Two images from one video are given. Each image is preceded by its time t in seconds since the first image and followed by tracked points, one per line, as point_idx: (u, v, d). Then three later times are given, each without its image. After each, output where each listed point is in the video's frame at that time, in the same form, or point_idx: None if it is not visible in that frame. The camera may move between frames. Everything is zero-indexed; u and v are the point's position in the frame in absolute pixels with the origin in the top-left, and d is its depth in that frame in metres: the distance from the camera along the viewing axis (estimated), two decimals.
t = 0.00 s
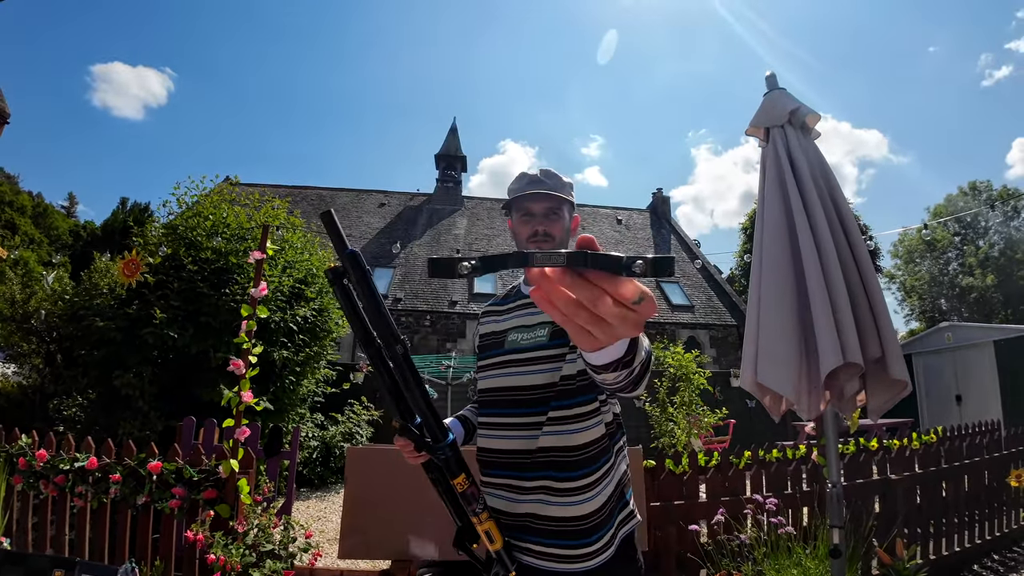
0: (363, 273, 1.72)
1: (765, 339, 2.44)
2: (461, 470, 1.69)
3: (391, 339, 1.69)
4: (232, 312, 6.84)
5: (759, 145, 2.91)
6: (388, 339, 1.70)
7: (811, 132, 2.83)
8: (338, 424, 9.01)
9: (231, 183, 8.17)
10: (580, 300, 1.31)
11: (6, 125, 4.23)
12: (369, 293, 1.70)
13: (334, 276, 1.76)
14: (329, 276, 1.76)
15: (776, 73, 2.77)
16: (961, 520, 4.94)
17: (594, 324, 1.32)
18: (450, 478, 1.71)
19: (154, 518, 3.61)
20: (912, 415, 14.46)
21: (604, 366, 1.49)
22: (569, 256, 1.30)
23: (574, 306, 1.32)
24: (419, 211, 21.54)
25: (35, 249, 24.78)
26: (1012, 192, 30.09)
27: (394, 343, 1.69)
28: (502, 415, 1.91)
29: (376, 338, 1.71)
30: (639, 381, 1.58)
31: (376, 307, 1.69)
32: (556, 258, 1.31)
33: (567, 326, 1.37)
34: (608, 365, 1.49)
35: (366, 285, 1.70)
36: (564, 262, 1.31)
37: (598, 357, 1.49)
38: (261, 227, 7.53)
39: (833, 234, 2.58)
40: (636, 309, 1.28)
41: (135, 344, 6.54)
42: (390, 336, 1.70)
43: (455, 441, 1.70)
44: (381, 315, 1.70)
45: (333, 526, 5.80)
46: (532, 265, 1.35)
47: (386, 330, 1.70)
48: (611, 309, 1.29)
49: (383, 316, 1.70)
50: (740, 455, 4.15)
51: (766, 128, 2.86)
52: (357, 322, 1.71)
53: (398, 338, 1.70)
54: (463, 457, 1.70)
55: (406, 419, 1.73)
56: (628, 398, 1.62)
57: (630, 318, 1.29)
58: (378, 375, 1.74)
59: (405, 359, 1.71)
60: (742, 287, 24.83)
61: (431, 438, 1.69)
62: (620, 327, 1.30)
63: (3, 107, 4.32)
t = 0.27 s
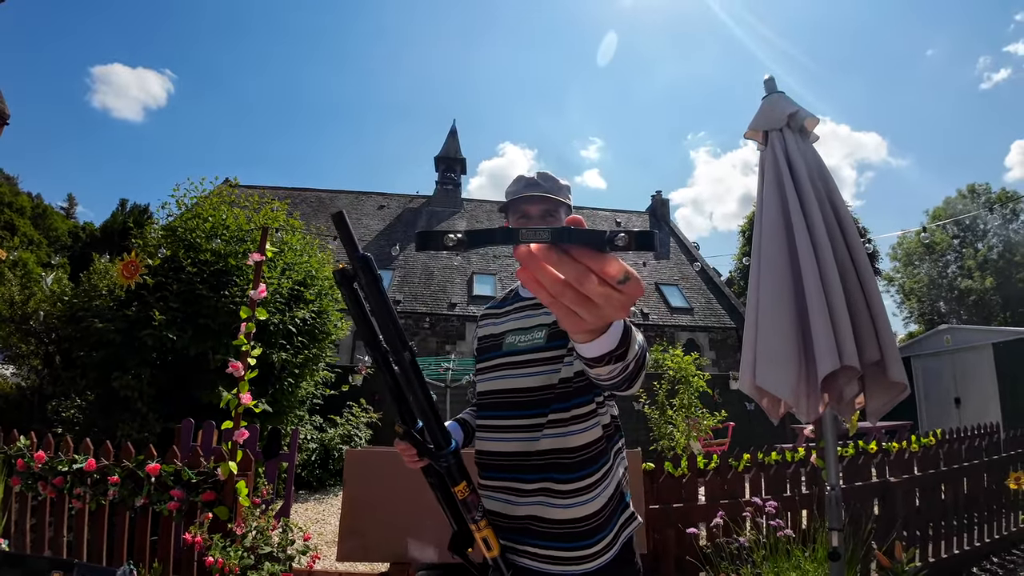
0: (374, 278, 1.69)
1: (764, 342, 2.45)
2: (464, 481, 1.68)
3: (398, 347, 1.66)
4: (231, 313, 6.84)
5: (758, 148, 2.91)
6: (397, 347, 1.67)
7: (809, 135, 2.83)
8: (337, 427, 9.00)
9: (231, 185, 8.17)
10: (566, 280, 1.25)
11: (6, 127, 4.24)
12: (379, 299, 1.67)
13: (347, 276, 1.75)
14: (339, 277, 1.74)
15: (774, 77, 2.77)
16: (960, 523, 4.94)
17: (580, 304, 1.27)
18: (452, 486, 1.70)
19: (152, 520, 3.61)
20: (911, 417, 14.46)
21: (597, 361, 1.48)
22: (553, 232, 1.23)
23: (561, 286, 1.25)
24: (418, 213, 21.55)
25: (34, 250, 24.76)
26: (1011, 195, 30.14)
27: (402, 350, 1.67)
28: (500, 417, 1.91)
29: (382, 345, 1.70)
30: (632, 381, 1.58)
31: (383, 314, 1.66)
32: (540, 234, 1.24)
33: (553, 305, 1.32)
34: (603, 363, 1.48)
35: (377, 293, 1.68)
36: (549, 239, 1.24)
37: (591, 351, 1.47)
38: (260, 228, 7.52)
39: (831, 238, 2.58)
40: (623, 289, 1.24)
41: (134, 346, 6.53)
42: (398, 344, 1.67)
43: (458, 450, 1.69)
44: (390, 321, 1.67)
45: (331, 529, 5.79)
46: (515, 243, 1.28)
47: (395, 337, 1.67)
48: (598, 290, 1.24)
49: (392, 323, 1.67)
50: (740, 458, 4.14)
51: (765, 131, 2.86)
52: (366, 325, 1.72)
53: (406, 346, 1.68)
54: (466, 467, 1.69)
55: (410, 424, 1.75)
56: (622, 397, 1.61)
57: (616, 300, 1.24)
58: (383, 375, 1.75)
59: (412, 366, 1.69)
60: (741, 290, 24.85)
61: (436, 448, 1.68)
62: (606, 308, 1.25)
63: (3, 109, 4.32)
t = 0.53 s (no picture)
0: (380, 285, 1.66)
1: (763, 344, 2.45)
2: (466, 485, 1.67)
3: (404, 356, 1.66)
4: (230, 314, 6.83)
5: (757, 150, 2.91)
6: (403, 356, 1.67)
7: (808, 138, 2.84)
8: (336, 428, 9.00)
9: (230, 186, 8.17)
10: (566, 280, 1.24)
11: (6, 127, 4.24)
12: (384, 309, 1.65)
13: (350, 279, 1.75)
14: (345, 281, 1.72)
15: (773, 79, 2.78)
16: (959, 524, 4.94)
17: (579, 305, 1.27)
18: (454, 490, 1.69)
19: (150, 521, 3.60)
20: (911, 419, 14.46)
21: (597, 364, 1.48)
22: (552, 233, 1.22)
23: (560, 287, 1.25)
24: (418, 215, 21.57)
25: (33, 251, 24.75)
26: (1009, 197, 30.19)
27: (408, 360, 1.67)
28: (497, 419, 1.91)
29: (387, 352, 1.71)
30: (631, 384, 1.59)
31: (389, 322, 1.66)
32: (539, 235, 1.24)
33: (552, 307, 1.31)
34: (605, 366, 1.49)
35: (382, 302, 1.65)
36: (547, 240, 1.23)
37: (592, 355, 1.47)
38: (260, 230, 7.52)
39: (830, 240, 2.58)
40: (622, 289, 1.24)
41: (133, 347, 6.53)
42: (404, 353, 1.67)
43: (462, 457, 1.69)
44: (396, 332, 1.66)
45: (330, 531, 5.78)
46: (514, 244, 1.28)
47: (401, 347, 1.66)
48: (597, 290, 1.24)
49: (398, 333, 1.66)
50: (739, 459, 4.14)
51: (764, 134, 2.86)
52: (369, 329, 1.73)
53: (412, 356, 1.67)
54: (469, 471, 1.69)
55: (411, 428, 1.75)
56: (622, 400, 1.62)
57: (616, 300, 1.24)
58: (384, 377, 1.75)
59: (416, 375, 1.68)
60: (740, 291, 24.87)
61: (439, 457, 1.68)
62: (606, 308, 1.26)
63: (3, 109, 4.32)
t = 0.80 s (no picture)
0: (379, 284, 1.67)
1: (763, 344, 2.45)
2: (466, 487, 1.67)
3: (403, 357, 1.65)
4: (229, 314, 6.82)
5: (757, 150, 2.91)
6: (403, 356, 1.66)
7: (808, 138, 2.83)
8: (335, 429, 8.99)
9: (230, 186, 8.16)
10: (573, 252, 1.18)
11: (5, 126, 4.23)
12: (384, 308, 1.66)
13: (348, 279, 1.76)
14: (344, 281, 1.74)
15: (773, 80, 2.78)
16: (960, 525, 4.93)
17: (586, 278, 1.21)
18: (454, 492, 1.69)
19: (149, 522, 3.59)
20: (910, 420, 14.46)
21: (600, 352, 1.47)
22: (559, 200, 1.20)
23: (568, 259, 1.18)
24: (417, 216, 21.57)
25: (32, 251, 24.72)
26: (1008, 198, 30.22)
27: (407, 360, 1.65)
28: (496, 417, 1.91)
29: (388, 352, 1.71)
30: (637, 373, 1.58)
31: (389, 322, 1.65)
32: (546, 203, 1.20)
33: (558, 281, 1.25)
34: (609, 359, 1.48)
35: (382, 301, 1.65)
36: (556, 206, 1.19)
37: (596, 342, 1.46)
38: (259, 230, 7.51)
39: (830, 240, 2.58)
40: (628, 261, 1.19)
41: (132, 347, 6.52)
42: (404, 353, 1.66)
43: (462, 458, 1.68)
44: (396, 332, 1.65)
45: (329, 531, 5.76)
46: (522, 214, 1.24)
47: (401, 347, 1.65)
48: (603, 261, 1.19)
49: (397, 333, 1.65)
50: (739, 460, 4.13)
51: (764, 134, 2.86)
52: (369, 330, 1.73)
53: (412, 355, 1.66)
54: (469, 473, 1.68)
55: (411, 428, 1.75)
56: (624, 393, 1.61)
57: (623, 273, 1.20)
58: (383, 377, 1.75)
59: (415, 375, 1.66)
60: (739, 292, 24.88)
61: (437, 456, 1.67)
62: (613, 282, 1.21)
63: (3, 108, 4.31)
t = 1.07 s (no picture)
0: (373, 286, 1.68)
1: (762, 343, 2.44)
2: (464, 488, 1.66)
3: (400, 359, 1.65)
4: (228, 314, 6.81)
5: (756, 150, 2.91)
6: (399, 358, 1.66)
7: (807, 138, 2.84)
8: (335, 429, 8.99)
9: (229, 186, 8.16)
10: (576, 230, 1.17)
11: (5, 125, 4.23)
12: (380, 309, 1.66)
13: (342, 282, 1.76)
14: (337, 284, 1.74)
15: (772, 80, 2.77)
16: (959, 526, 4.93)
17: (589, 256, 1.20)
18: (453, 495, 1.68)
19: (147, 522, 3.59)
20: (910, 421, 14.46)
21: (602, 340, 1.46)
22: (564, 176, 1.18)
23: (570, 237, 1.18)
24: (417, 216, 21.59)
25: (32, 251, 24.72)
26: (1008, 199, 30.24)
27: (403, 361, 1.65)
28: (494, 416, 1.91)
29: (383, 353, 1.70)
30: (640, 366, 1.56)
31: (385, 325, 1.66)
32: (550, 179, 1.19)
33: (561, 260, 1.24)
34: (613, 351, 1.48)
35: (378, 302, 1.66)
36: (560, 181, 1.18)
37: (599, 329, 1.46)
38: (259, 230, 7.51)
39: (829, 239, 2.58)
40: (632, 239, 1.17)
41: (131, 347, 6.52)
42: (400, 354, 1.66)
43: (460, 460, 1.66)
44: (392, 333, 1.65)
45: (328, 532, 5.76)
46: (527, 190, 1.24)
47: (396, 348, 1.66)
48: (606, 239, 1.17)
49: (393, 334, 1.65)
50: (738, 460, 4.13)
51: (763, 134, 2.87)
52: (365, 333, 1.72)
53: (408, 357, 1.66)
54: (468, 474, 1.68)
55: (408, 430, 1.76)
56: (627, 387, 1.60)
57: (625, 252, 1.18)
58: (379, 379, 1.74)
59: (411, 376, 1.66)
60: (738, 293, 24.91)
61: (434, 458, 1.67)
62: (616, 260, 1.19)
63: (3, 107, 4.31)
